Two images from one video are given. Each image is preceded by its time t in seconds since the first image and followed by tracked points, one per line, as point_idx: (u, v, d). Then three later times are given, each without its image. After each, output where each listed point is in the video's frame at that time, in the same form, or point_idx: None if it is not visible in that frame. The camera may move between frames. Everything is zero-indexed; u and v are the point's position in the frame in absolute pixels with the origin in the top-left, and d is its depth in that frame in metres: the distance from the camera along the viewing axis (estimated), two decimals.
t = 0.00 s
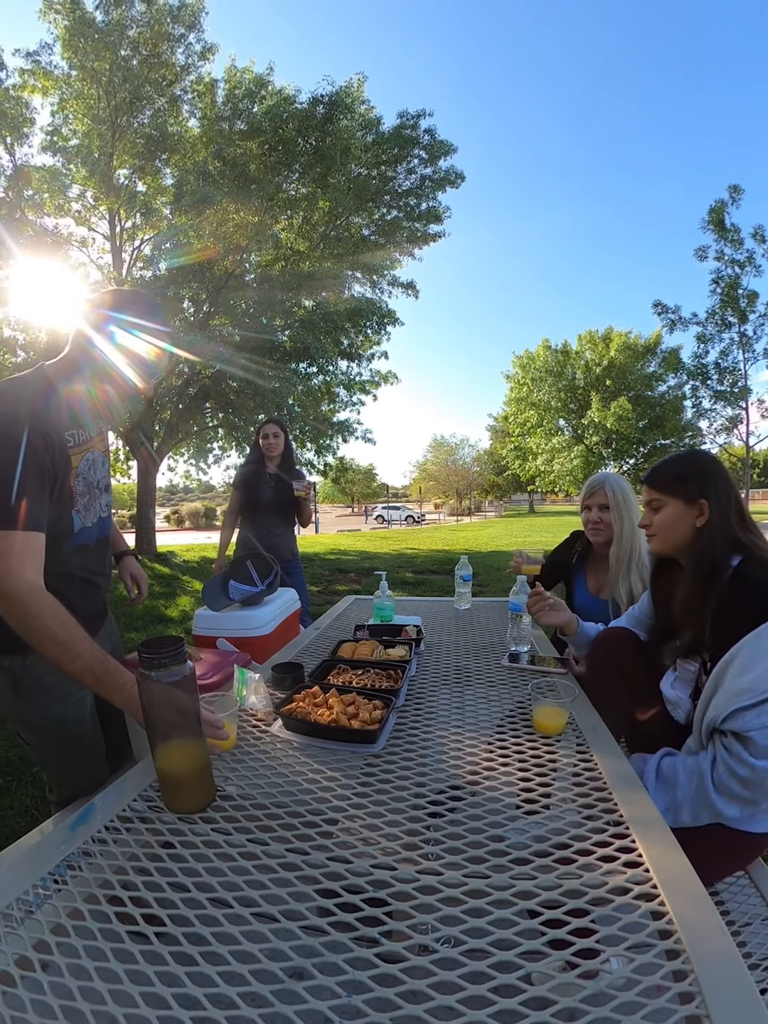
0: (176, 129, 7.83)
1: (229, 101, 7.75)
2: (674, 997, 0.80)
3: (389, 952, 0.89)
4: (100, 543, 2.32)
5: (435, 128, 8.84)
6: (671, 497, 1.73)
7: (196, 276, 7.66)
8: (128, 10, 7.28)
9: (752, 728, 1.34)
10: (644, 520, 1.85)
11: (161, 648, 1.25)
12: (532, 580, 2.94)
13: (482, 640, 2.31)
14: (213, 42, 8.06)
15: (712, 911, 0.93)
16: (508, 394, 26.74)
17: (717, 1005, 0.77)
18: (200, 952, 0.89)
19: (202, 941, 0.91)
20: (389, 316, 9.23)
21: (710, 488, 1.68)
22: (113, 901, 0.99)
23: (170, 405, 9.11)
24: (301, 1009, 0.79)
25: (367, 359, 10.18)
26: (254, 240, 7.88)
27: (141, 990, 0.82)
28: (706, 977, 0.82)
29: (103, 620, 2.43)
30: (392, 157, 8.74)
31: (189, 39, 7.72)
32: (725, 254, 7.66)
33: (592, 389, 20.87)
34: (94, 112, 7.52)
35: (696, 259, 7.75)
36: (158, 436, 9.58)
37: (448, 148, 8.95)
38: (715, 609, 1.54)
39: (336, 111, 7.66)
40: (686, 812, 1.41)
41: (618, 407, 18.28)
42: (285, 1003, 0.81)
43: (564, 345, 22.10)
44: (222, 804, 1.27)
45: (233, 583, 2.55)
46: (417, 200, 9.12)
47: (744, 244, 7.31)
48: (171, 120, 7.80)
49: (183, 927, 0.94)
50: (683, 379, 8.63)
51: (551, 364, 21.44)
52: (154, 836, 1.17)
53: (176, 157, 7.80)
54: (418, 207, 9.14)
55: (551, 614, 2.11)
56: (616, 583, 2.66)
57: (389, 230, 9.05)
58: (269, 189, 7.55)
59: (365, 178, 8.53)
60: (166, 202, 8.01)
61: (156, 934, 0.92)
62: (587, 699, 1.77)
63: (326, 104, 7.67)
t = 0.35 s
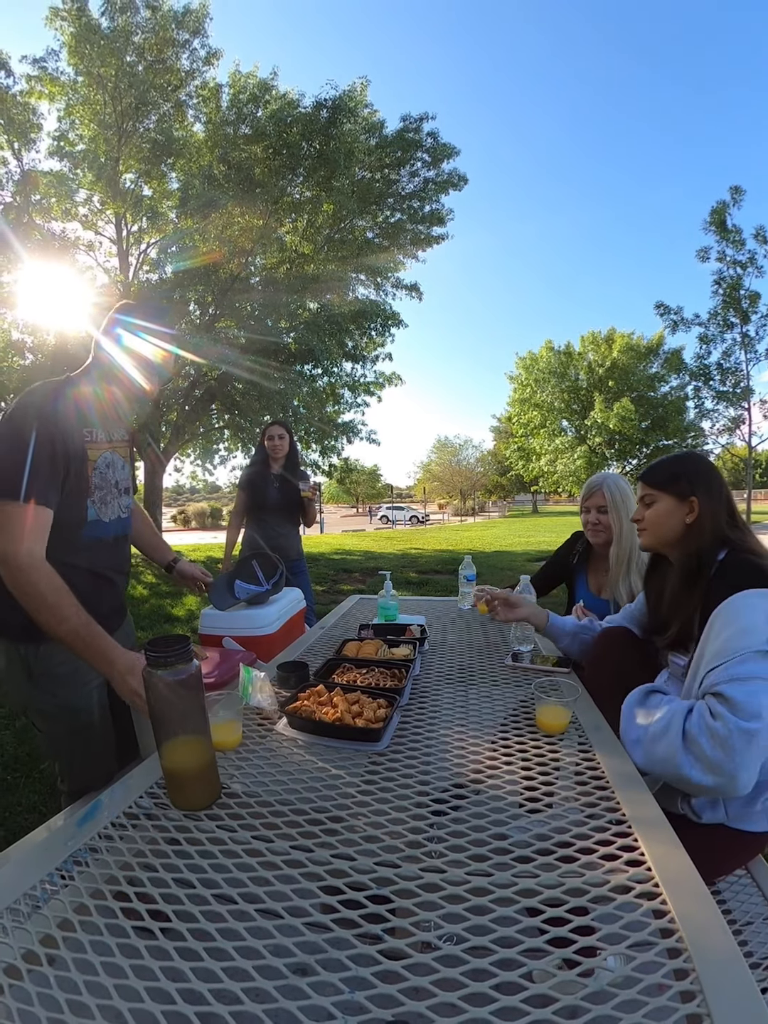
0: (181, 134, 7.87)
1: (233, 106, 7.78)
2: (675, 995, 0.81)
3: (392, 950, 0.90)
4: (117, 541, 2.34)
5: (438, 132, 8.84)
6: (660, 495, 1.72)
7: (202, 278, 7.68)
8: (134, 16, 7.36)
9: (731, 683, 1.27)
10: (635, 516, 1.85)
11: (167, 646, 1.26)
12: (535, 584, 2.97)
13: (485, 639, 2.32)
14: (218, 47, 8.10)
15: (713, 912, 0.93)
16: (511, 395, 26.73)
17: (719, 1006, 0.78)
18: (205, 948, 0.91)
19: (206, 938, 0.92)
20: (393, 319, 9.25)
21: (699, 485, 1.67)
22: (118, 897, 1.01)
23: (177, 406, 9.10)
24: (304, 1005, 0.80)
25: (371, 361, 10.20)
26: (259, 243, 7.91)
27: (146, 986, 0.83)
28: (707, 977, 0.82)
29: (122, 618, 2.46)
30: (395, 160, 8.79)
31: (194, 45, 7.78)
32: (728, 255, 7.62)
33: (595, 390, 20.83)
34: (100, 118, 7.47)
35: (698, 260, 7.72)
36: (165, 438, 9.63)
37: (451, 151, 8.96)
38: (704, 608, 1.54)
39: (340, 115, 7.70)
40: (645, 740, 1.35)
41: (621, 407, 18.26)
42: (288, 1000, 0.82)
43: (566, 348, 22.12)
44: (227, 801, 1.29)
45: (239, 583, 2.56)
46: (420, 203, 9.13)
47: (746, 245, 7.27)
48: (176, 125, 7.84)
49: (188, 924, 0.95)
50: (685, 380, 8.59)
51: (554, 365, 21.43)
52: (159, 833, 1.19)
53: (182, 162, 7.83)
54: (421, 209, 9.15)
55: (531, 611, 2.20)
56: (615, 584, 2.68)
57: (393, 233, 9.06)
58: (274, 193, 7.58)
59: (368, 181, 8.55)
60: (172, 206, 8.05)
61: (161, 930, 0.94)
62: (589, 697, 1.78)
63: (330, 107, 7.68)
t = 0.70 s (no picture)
0: (185, 138, 7.89)
1: (237, 110, 7.75)
2: (676, 994, 0.82)
3: (395, 947, 0.91)
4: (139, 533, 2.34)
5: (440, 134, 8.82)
6: (641, 495, 1.73)
7: (206, 281, 7.69)
8: (138, 21, 7.38)
9: (736, 722, 1.32)
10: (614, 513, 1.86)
11: (174, 646, 1.28)
12: (537, 589, 3.00)
13: (488, 639, 2.33)
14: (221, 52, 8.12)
15: (715, 910, 0.94)
16: (514, 396, 26.71)
17: (720, 1005, 0.79)
18: (209, 945, 0.92)
19: (209, 935, 0.94)
20: (396, 320, 9.25)
21: (681, 489, 1.69)
22: (122, 893, 1.02)
23: (182, 407, 8.98)
24: (307, 1002, 0.81)
25: (375, 362, 10.20)
26: (263, 246, 7.92)
27: (150, 981, 0.85)
28: (708, 975, 0.83)
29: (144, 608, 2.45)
30: (397, 163, 8.79)
31: (197, 49, 7.80)
32: (729, 256, 7.58)
33: (597, 390, 20.78)
34: (105, 122, 7.46)
35: (699, 260, 7.68)
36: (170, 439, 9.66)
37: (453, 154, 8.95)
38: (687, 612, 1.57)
39: (343, 118, 7.72)
40: (654, 773, 1.41)
41: (623, 408, 18.23)
42: (291, 996, 0.83)
43: (569, 349, 22.10)
44: (232, 799, 1.30)
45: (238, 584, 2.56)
46: (423, 205, 9.11)
47: (748, 246, 7.23)
48: (180, 129, 7.86)
49: (192, 920, 0.96)
50: (687, 381, 8.56)
51: (556, 366, 21.40)
52: (164, 830, 1.20)
53: (186, 166, 7.85)
54: (424, 212, 9.13)
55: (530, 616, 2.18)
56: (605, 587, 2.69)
57: (395, 235, 9.05)
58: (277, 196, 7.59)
59: (371, 184, 8.56)
60: (177, 210, 8.08)
61: (165, 926, 0.95)
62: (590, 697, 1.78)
63: (332, 111, 7.72)
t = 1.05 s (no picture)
0: (189, 142, 7.91)
1: (240, 113, 7.79)
2: (676, 991, 0.83)
3: (396, 944, 0.92)
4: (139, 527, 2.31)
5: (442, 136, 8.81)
6: (618, 504, 1.73)
7: (210, 283, 7.69)
8: (141, 26, 7.40)
9: (721, 741, 1.33)
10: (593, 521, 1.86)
11: (178, 645, 1.29)
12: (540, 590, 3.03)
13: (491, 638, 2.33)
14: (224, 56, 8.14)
15: (714, 909, 0.94)
16: (517, 396, 26.67)
17: (718, 1002, 0.79)
18: (212, 940, 0.93)
19: (212, 931, 0.95)
20: (398, 322, 9.26)
21: (656, 496, 1.69)
22: (127, 890, 1.03)
23: (186, 409, 8.92)
24: (309, 999, 0.82)
25: (378, 364, 10.20)
26: (266, 248, 7.93)
27: (153, 977, 0.86)
28: (707, 973, 0.84)
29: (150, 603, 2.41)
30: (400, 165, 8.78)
31: (200, 53, 7.83)
32: (730, 256, 7.54)
33: (599, 391, 20.73)
34: (109, 126, 7.49)
35: (700, 261, 7.65)
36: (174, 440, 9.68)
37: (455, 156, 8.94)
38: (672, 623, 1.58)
39: (345, 121, 7.76)
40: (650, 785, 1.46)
41: (626, 408, 18.19)
42: (293, 993, 0.84)
43: (571, 350, 22.08)
44: (235, 797, 1.31)
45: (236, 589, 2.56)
46: (425, 207, 9.07)
47: (748, 246, 7.19)
48: (184, 133, 7.86)
49: (196, 917, 0.97)
50: (688, 382, 8.52)
51: (557, 368, 21.36)
52: (168, 828, 1.21)
53: (190, 169, 7.86)
54: (426, 213, 9.10)
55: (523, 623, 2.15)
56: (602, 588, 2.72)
57: (398, 237, 9.04)
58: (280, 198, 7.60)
59: (373, 185, 8.56)
60: (181, 212, 8.10)
61: (169, 922, 0.96)
62: (591, 697, 1.79)
63: (335, 113, 7.77)
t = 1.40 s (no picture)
0: (192, 144, 7.94)
1: (242, 115, 7.85)
2: (677, 990, 0.83)
3: (398, 942, 0.93)
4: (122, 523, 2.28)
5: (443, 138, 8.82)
6: (615, 510, 1.73)
7: (213, 285, 7.70)
8: (145, 30, 7.43)
9: (718, 747, 1.34)
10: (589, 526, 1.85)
11: (179, 645, 1.30)
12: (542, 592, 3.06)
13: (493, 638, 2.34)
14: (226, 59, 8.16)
15: (714, 909, 0.95)
16: (518, 397, 26.67)
17: (717, 1000, 0.80)
18: (214, 938, 0.94)
19: (215, 928, 0.95)
20: (400, 323, 9.27)
21: (652, 501, 1.70)
22: (130, 888, 1.04)
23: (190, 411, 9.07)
24: (311, 996, 0.83)
25: (379, 364, 10.20)
26: (269, 250, 7.92)
27: (156, 974, 0.87)
28: (706, 972, 0.84)
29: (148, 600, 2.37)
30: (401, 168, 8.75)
31: (203, 56, 7.85)
32: (730, 257, 7.52)
33: (600, 392, 20.71)
34: (113, 129, 7.54)
35: (700, 262, 7.63)
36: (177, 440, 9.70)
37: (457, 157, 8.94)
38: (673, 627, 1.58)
39: (347, 123, 7.79)
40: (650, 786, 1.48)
41: (627, 408, 18.20)
42: (296, 990, 0.85)
43: (572, 351, 22.07)
44: (238, 796, 1.32)
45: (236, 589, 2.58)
46: (427, 208, 9.08)
47: (749, 247, 7.18)
48: (187, 135, 7.85)
49: (199, 914, 0.98)
50: (688, 383, 8.50)
51: (558, 368, 21.33)
52: (171, 826, 1.22)
53: (193, 171, 7.87)
54: (427, 215, 9.11)
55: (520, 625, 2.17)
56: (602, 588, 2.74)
57: (399, 239, 9.04)
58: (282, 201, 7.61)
59: (375, 187, 8.57)
60: (183, 214, 8.12)
61: (172, 920, 0.97)
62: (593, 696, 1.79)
63: (336, 116, 7.80)
